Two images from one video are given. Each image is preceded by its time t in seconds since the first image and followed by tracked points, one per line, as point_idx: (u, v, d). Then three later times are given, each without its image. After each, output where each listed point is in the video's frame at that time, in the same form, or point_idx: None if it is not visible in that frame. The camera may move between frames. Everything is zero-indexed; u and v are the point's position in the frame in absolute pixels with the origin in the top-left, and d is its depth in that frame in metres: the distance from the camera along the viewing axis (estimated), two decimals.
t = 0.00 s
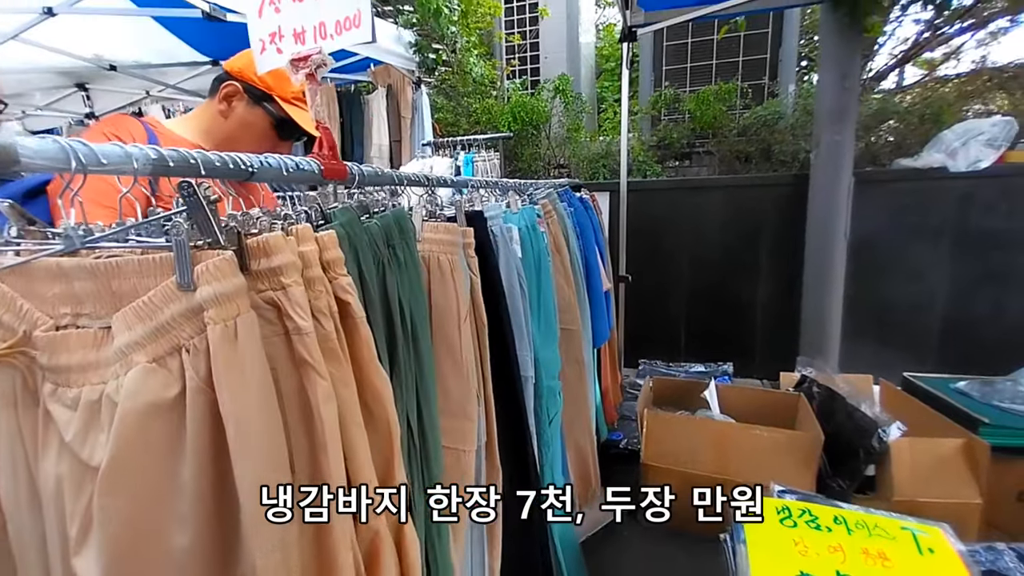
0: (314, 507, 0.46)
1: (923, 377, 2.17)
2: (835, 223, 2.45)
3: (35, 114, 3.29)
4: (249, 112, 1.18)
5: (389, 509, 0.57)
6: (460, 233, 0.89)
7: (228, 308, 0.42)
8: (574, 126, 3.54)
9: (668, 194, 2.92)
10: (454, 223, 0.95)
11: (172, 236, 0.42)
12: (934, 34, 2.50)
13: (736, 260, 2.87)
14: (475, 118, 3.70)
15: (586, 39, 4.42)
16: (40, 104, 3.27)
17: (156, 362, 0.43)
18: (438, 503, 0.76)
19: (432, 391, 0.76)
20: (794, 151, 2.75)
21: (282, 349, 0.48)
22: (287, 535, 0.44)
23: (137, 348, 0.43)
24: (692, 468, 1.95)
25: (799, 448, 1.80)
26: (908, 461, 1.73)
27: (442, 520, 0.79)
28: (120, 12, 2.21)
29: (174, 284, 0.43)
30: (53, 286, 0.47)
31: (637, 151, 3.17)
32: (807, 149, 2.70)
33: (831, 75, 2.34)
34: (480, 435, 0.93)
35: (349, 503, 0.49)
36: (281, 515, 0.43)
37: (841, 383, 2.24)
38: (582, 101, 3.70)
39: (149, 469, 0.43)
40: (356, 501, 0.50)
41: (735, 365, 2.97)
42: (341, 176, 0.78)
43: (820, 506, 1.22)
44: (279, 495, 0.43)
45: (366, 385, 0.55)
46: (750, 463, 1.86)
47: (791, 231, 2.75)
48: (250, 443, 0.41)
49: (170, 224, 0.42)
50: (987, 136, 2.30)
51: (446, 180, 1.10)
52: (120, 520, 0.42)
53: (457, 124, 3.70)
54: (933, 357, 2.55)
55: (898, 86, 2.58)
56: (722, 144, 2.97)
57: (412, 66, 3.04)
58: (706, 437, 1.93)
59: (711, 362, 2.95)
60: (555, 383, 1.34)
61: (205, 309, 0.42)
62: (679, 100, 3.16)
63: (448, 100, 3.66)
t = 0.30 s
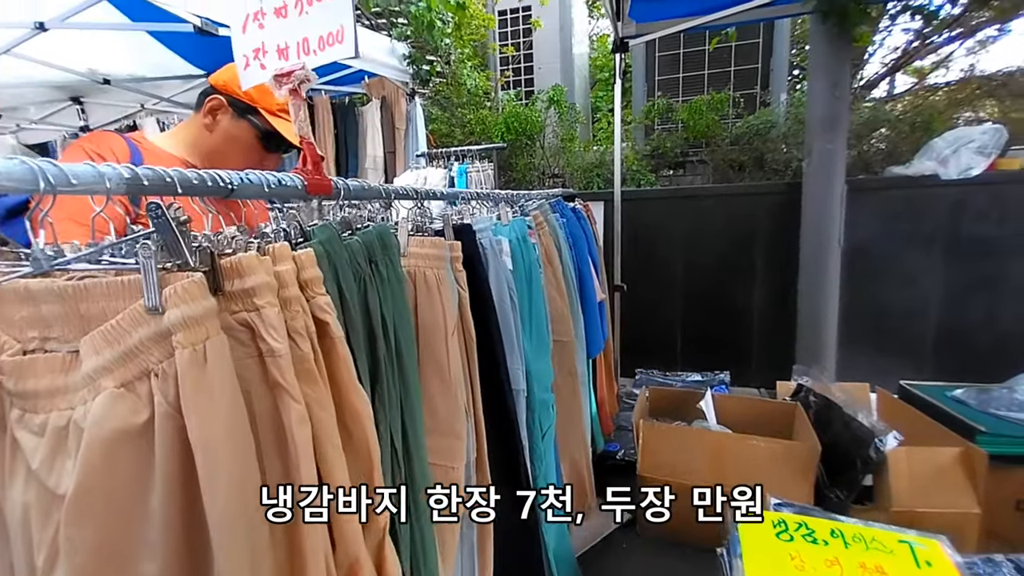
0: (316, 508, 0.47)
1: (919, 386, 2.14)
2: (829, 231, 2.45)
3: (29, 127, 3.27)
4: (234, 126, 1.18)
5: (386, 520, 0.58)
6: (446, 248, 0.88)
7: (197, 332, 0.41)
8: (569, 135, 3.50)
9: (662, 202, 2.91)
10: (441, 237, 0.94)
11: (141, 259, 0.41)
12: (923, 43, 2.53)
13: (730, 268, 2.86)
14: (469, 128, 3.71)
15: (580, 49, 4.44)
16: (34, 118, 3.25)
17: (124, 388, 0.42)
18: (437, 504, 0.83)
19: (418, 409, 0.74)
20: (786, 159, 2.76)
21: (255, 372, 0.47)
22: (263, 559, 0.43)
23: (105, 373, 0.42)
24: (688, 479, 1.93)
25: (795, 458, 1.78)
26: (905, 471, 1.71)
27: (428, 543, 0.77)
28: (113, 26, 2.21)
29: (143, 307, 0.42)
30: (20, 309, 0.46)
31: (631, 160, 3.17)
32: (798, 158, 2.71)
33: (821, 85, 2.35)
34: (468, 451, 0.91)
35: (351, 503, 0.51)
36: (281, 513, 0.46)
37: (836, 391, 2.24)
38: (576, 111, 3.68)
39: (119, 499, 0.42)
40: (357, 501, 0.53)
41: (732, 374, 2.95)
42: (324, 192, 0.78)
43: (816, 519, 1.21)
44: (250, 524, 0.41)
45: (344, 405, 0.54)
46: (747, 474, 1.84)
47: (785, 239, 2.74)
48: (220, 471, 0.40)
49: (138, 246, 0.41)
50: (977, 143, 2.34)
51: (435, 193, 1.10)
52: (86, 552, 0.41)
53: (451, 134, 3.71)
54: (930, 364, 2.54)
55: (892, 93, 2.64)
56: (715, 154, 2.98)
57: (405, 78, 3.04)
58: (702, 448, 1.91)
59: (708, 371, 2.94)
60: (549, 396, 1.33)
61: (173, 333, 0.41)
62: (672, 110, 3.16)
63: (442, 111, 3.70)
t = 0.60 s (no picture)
0: (316, 508, 0.47)
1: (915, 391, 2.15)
2: (823, 237, 2.45)
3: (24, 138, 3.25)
4: (228, 136, 1.17)
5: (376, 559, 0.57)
6: (434, 259, 0.87)
7: (170, 348, 0.41)
8: (563, 144, 3.48)
9: (657, 209, 2.91)
10: (430, 247, 0.94)
11: (114, 274, 0.41)
12: (913, 51, 2.58)
13: (726, 276, 2.85)
14: (465, 137, 3.70)
15: (574, 58, 4.45)
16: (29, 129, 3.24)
17: (97, 406, 0.41)
18: (437, 503, 0.86)
19: (406, 423, 0.73)
20: (779, 167, 2.76)
21: (232, 387, 0.46)
22: None
23: (77, 391, 0.41)
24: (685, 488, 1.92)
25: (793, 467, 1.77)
26: (903, 478, 1.70)
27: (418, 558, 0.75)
28: (107, 37, 2.21)
29: (114, 323, 0.41)
30: None
31: (625, 168, 3.15)
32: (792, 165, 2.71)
33: (814, 92, 2.36)
34: (459, 464, 0.90)
35: (349, 503, 0.54)
36: (283, 514, 0.45)
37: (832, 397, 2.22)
38: (571, 119, 3.65)
39: (90, 519, 0.40)
40: (355, 501, 0.55)
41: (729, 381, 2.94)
42: (311, 203, 0.77)
43: (812, 529, 1.20)
44: (224, 545, 0.40)
45: (326, 420, 0.53)
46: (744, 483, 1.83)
47: (781, 246, 2.73)
48: (193, 491, 0.39)
49: (111, 261, 0.41)
50: (969, 150, 2.34)
51: (426, 202, 1.10)
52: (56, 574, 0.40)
53: (446, 143, 3.70)
54: (928, 371, 2.54)
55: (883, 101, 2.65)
56: (710, 161, 2.98)
57: (400, 87, 3.04)
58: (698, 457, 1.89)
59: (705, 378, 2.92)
60: (542, 407, 1.32)
61: (145, 350, 0.40)
62: (666, 118, 3.16)
63: (437, 119, 3.71)
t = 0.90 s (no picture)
0: (314, 507, 0.49)
1: (910, 395, 2.15)
2: (817, 241, 2.45)
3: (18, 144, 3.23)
4: (217, 141, 1.17)
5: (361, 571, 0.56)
6: (424, 264, 0.87)
7: (145, 355, 0.40)
8: (559, 149, 3.47)
9: (653, 214, 2.90)
10: (421, 252, 0.93)
11: (90, 280, 0.40)
12: (905, 57, 2.62)
13: (721, 280, 2.85)
14: (461, 143, 3.70)
15: (570, 64, 4.46)
16: (24, 135, 3.23)
17: (72, 414, 0.40)
18: (437, 503, 0.85)
19: (395, 429, 0.72)
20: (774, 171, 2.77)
21: (211, 396, 0.45)
22: None
23: (53, 400, 0.40)
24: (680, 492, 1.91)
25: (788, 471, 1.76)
26: (898, 482, 1.70)
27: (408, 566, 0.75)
28: (102, 43, 2.20)
29: (89, 331, 0.41)
30: None
31: (621, 173, 3.15)
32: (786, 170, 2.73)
33: (807, 98, 2.37)
34: (450, 470, 0.89)
35: (348, 502, 0.56)
36: (282, 513, 0.46)
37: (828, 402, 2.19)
38: (567, 124, 3.63)
39: (64, 530, 0.40)
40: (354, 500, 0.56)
41: (725, 385, 2.93)
42: (300, 208, 0.77)
43: (807, 534, 1.20)
44: (200, 556, 0.40)
45: (312, 427, 0.52)
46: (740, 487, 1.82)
47: (776, 250, 2.73)
48: (166, 503, 0.39)
49: (87, 267, 0.40)
50: (961, 154, 2.35)
51: (418, 206, 1.09)
52: None
53: (442, 148, 3.71)
54: (924, 374, 2.54)
55: (877, 104, 2.67)
56: (705, 166, 2.99)
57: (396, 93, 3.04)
58: (694, 462, 1.88)
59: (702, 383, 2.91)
60: (536, 412, 1.31)
61: (120, 357, 0.40)
62: (662, 123, 3.16)
63: (433, 125, 3.70)
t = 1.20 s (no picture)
0: (314, 507, 0.51)
1: (907, 397, 2.15)
2: (814, 244, 2.45)
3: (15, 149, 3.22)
4: (213, 145, 1.17)
5: None
6: (419, 267, 0.86)
7: (127, 361, 0.40)
8: (556, 152, 3.47)
9: (650, 217, 2.90)
10: (414, 255, 0.93)
11: (75, 285, 0.40)
12: (899, 61, 2.65)
13: (718, 283, 2.85)
14: (458, 146, 3.70)
15: (567, 69, 4.47)
16: (20, 140, 3.21)
17: (57, 420, 0.40)
18: (437, 503, 0.86)
19: (388, 434, 0.72)
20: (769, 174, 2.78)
21: (199, 401, 0.45)
22: None
23: (37, 405, 0.40)
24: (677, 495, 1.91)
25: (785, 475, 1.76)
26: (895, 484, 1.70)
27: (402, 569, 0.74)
28: (98, 47, 2.20)
29: (75, 335, 0.41)
30: None
31: (618, 177, 3.14)
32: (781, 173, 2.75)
33: (802, 102, 2.38)
34: (445, 474, 0.89)
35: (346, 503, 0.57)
36: (281, 513, 0.47)
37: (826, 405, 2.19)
38: (563, 128, 3.65)
39: (48, 536, 0.40)
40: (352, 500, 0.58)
41: (723, 389, 2.93)
42: (293, 211, 0.76)
43: (803, 538, 1.19)
44: (183, 564, 0.40)
45: (303, 432, 0.52)
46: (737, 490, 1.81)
47: (773, 253, 2.74)
48: (148, 510, 0.39)
49: (72, 271, 0.40)
50: (955, 158, 2.36)
51: (413, 210, 1.09)
52: None
53: (440, 152, 3.71)
54: (920, 377, 2.54)
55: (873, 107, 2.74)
56: (702, 169, 2.99)
57: (393, 97, 3.05)
58: (691, 466, 1.88)
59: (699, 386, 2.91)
60: (532, 415, 1.31)
61: (103, 363, 0.40)
62: (658, 127, 3.15)
63: (431, 129, 3.70)
